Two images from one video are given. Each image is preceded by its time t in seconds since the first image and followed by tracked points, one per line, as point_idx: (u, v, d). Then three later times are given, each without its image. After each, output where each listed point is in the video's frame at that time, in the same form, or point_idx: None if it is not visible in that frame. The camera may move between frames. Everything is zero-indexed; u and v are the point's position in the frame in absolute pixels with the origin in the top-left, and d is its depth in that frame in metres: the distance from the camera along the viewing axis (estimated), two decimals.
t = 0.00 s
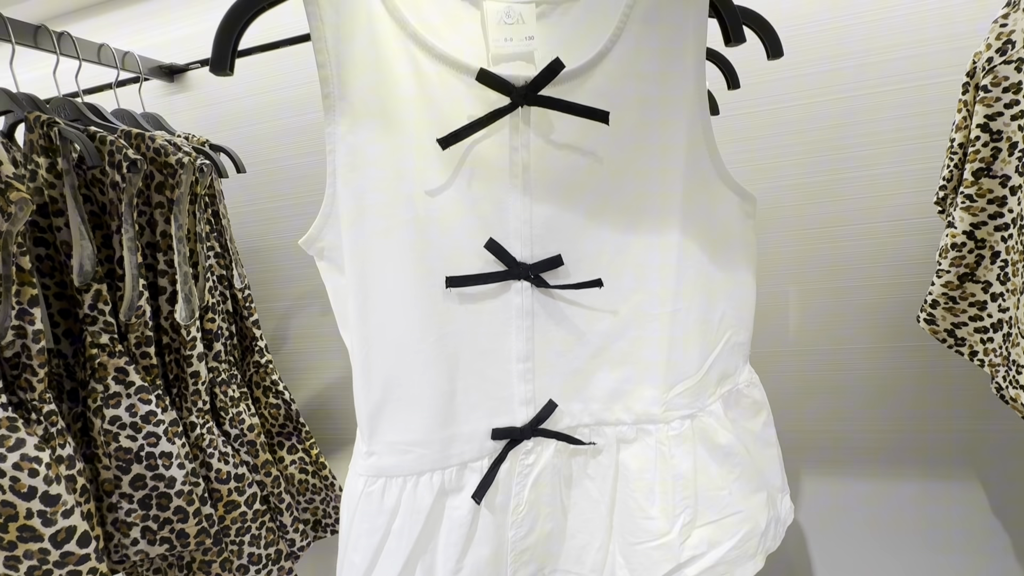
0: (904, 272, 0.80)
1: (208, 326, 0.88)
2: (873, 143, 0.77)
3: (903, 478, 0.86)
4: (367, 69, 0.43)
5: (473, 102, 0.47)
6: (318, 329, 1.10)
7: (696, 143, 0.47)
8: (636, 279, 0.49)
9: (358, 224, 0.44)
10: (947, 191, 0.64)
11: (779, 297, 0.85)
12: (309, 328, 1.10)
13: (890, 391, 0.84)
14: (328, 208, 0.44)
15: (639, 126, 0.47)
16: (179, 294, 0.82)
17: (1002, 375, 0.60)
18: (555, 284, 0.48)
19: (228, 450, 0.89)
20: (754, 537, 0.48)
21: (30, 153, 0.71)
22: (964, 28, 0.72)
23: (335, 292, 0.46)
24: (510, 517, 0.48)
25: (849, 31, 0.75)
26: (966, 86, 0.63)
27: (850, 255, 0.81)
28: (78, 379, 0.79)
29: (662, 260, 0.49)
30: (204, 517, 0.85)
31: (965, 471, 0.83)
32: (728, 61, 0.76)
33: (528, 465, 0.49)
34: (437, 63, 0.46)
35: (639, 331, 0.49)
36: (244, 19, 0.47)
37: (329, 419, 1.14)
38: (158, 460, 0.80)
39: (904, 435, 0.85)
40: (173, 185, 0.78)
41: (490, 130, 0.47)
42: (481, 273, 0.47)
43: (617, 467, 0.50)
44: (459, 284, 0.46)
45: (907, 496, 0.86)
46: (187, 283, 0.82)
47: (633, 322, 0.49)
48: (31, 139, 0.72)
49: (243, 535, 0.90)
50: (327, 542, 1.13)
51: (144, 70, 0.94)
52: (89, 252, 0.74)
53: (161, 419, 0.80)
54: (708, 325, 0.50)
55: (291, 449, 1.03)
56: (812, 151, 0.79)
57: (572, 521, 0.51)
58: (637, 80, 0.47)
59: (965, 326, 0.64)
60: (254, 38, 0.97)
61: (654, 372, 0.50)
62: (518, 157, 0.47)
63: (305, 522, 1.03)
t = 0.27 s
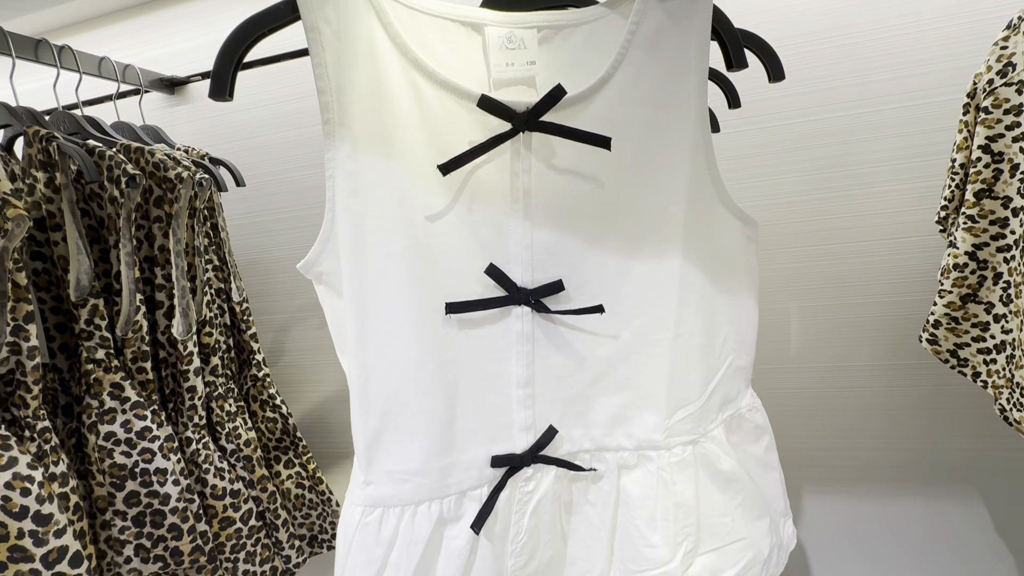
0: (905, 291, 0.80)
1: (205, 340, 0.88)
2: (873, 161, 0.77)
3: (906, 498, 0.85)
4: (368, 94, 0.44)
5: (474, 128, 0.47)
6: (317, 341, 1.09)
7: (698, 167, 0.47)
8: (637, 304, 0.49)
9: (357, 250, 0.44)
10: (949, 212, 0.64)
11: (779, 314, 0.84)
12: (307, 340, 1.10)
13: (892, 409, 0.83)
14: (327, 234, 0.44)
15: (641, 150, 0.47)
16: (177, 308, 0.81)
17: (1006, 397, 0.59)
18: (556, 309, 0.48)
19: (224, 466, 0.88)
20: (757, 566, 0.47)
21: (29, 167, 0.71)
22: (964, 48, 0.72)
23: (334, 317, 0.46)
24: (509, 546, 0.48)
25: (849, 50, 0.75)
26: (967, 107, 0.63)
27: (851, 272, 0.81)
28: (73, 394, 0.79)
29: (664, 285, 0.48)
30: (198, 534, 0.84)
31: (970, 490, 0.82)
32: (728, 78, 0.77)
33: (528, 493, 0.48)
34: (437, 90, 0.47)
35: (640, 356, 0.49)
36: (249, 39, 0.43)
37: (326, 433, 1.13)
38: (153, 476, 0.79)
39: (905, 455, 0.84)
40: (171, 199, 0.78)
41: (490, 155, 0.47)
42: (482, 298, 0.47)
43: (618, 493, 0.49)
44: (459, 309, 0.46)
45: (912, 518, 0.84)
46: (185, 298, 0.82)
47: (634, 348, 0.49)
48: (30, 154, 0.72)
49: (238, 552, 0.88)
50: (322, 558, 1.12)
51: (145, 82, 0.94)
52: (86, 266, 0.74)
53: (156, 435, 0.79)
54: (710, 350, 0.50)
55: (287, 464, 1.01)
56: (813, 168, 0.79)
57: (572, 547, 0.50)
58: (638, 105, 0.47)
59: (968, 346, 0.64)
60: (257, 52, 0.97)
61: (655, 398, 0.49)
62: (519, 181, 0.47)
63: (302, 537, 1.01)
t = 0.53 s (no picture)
0: (907, 302, 0.80)
1: (201, 348, 0.87)
2: (874, 172, 0.77)
3: (911, 514, 0.84)
4: (367, 108, 0.43)
5: (474, 142, 0.47)
6: (315, 349, 1.08)
7: (702, 182, 0.47)
8: (639, 320, 0.48)
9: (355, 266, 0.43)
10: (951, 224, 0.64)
11: (780, 325, 0.84)
12: (305, 348, 1.09)
13: (894, 421, 0.83)
14: (324, 248, 0.43)
15: (643, 164, 0.47)
16: (173, 317, 0.80)
17: (1010, 412, 0.59)
18: (557, 325, 0.48)
19: (219, 476, 0.87)
20: None
21: (25, 174, 0.70)
22: (965, 59, 0.72)
23: (331, 332, 0.45)
24: (508, 566, 0.47)
25: (850, 61, 0.75)
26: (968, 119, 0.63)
27: (852, 283, 0.80)
28: (67, 403, 0.78)
29: (666, 301, 0.48)
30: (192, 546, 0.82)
31: (973, 503, 0.81)
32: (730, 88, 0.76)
33: (528, 511, 0.48)
34: (437, 103, 0.47)
35: (642, 373, 0.49)
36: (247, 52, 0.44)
37: (323, 442, 1.12)
38: (147, 487, 0.78)
39: (907, 468, 0.83)
40: (169, 208, 0.77)
41: (491, 170, 0.47)
42: (482, 314, 0.47)
43: (619, 511, 0.48)
44: (458, 326, 0.46)
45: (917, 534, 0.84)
46: (181, 306, 0.81)
47: (635, 364, 0.49)
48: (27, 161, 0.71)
49: (233, 563, 0.87)
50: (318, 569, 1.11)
51: (144, 88, 0.93)
52: (82, 275, 0.73)
53: (151, 446, 0.78)
54: (713, 366, 0.49)
55: (284, 473, 1.00)
56: (813, 179, 0.79)
57: (572, 566, 0.49)
58: (641, 119, 0.46)
59: (971, 360, 0.63)
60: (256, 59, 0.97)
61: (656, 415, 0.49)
62: (520, 196, 0.47)
63: (297, 547, 1.00)
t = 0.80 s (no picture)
0: (910, 313, 0.79)
1: (196, 356, 0.86)
2: (877, 182, 0.76)
3: (912, 525, 0.83)
4: (363, 119, 0.43)
5: (474, 154, 0.46)
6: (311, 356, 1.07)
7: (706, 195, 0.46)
8: (641, 335, 0.47)
9: (351, 281, 0.42)
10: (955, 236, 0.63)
11: (781, 335, 0.83)
12: (302, 355, 1.08)
13: (896, 433, 0.82)
14: (319, 263, 0.43)
15: (646, 177, 0.46)
16: (168, 324, 0.79)
17: (1015, 426, 0.58)
18: (558, 340, 0.47)
19: (213, 485, 0.86)
20: None
21: (18, 181, 0.69)
22: (968, 69, 0.71)
23: (326, 348, 0.44)
24: None
25: (852, 70, 0.75)
26: (972, 130, 0.62)
27: (854, 293, 0.80)
28: (60, 412, 0.76)
29: (669, 316, 0.47)
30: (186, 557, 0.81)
31: (976, 517, 0.80)
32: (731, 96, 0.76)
33: (528, 532, 0.47)
34: (436, 115, 0.46)
35: (644, 390, 0.48)
36: (244, 62, 0.43)
37: (319, 450, 1.10)
38: (140, 498, 0.76)
39: (910, 480, 0.82)
40: (164, 214, 0.77)
41: (491, 183, 0.46)
42: (481, 330, 0.46)
43: (621, 530, 0.48)
44: (457, 342, 0.45)
45: (923, 550, 0.82)
46: (177, 313, 0.80)
47: (637, 381, 0.48)
48: (21, 167, 0.70)
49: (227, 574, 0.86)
50: None
51: (140, 93, 0.92)
52: (76, 282, 0.72)
53: (144, 455, 0.77)
54: (717, 382, 0.48)
55: (279, 482, 0.99)
56: (815, 188, 0.78)
57: None
58: (645, 132, 0.46)
59: (975, 373, 0.63)
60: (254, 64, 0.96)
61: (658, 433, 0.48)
62: (520, 210, 0.46)
63: (293, 557, 0.98)
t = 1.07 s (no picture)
0: (911, 326, 0.78)
1: (190, 366, 0.85)
2: (878, 194, 0.76)
3: (913, 539, 0.82)
4: (361, 137, 0.42)
5: (474, 173, 0.46)
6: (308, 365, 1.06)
7: (709, 214, 0.45)
8: (643, 357, 0.47)
9: (348, 302, 0.42)
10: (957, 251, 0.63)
11: (782, 348, 0.82)
12: (298, 363, 1.07)
13: (897, 446, 0.81)
14: (315, 283, 0.42)
15: (649, 196, 0.45)
16: (161, 334, 0.78)
17: (1018, 444, 0.58)
18: (558, 361, 0.46)
19: (207, 497, 0.85)
20: None
21: (9, 189, 0.68)
22: (970, 82, 0.71)
23: (321, 370, 0.44)
24: None
25: (854, 81, 0.74)
26: (975, 144, 0.62)
27: (855, 306, 0.79)
28: (50, 423, 0.75)
29: (671, 336, 0.46)
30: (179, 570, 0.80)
31: (977, 532, 0.80)
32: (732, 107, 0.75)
33: (526, 557, 0.46)
34: (436, 133, 0.45)
35: (645, 412, 0.47)
36: (239, 77, 0.42)
37: (314, 458, 1.09)
38: (132, 510, 0.75)
39: (915, 494, 0.81)
40: (158, 223, 0.75)
41: (491, 201, 0.46)
42: (480, 351, 0.45)
43: (621, 554, 0.47)
44: (455, 364, 0.45)
45: (922, 560, 0.82)
46: (170, 323, 0.79)
47: (638, 402, 0.47)
48: (11, 175, 0.69)
49: None
50: None
51: (136, 98, 0.91)
52: (68, 291, 0.71)
53: (136, 467, 0.75)
54: (720, 403, 0.47)
55: (274, 492, 0.98)
56: (816, 199, 0.77)
57: None
58: (647, 149, 0.45)
59: (977, 389, 0.62)
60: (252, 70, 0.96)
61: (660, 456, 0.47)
62: (520, 229, 0.45)
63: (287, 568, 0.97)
